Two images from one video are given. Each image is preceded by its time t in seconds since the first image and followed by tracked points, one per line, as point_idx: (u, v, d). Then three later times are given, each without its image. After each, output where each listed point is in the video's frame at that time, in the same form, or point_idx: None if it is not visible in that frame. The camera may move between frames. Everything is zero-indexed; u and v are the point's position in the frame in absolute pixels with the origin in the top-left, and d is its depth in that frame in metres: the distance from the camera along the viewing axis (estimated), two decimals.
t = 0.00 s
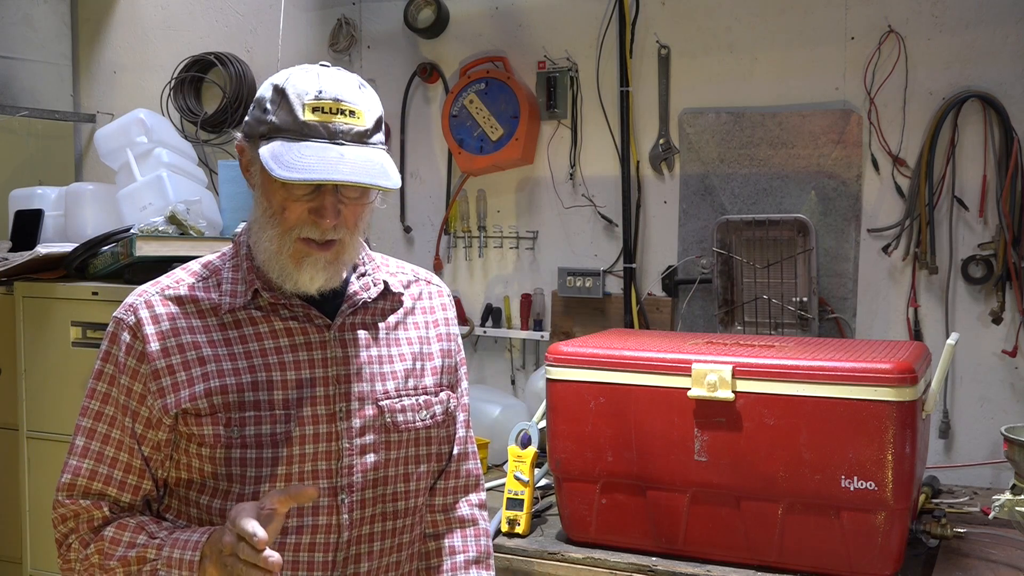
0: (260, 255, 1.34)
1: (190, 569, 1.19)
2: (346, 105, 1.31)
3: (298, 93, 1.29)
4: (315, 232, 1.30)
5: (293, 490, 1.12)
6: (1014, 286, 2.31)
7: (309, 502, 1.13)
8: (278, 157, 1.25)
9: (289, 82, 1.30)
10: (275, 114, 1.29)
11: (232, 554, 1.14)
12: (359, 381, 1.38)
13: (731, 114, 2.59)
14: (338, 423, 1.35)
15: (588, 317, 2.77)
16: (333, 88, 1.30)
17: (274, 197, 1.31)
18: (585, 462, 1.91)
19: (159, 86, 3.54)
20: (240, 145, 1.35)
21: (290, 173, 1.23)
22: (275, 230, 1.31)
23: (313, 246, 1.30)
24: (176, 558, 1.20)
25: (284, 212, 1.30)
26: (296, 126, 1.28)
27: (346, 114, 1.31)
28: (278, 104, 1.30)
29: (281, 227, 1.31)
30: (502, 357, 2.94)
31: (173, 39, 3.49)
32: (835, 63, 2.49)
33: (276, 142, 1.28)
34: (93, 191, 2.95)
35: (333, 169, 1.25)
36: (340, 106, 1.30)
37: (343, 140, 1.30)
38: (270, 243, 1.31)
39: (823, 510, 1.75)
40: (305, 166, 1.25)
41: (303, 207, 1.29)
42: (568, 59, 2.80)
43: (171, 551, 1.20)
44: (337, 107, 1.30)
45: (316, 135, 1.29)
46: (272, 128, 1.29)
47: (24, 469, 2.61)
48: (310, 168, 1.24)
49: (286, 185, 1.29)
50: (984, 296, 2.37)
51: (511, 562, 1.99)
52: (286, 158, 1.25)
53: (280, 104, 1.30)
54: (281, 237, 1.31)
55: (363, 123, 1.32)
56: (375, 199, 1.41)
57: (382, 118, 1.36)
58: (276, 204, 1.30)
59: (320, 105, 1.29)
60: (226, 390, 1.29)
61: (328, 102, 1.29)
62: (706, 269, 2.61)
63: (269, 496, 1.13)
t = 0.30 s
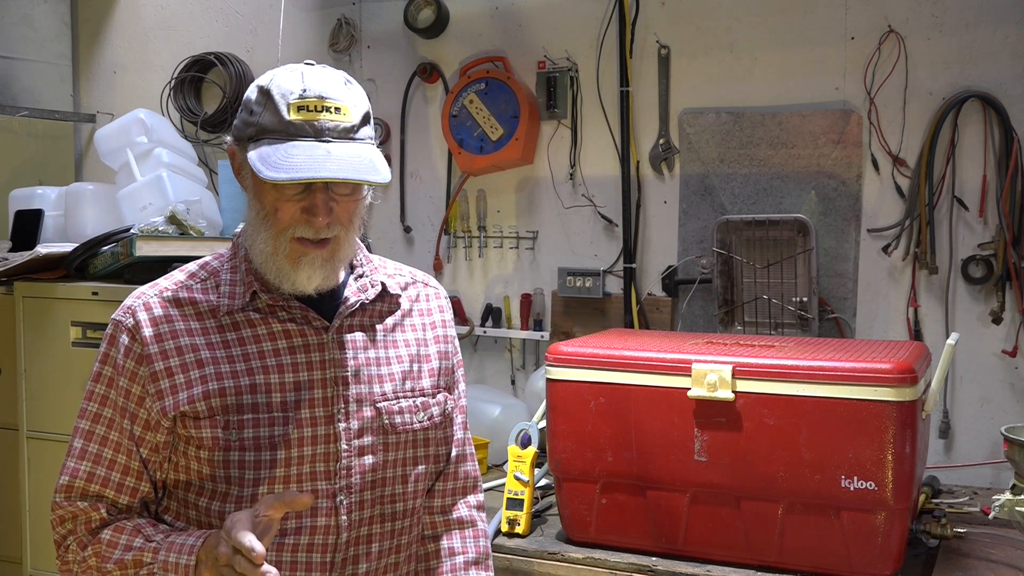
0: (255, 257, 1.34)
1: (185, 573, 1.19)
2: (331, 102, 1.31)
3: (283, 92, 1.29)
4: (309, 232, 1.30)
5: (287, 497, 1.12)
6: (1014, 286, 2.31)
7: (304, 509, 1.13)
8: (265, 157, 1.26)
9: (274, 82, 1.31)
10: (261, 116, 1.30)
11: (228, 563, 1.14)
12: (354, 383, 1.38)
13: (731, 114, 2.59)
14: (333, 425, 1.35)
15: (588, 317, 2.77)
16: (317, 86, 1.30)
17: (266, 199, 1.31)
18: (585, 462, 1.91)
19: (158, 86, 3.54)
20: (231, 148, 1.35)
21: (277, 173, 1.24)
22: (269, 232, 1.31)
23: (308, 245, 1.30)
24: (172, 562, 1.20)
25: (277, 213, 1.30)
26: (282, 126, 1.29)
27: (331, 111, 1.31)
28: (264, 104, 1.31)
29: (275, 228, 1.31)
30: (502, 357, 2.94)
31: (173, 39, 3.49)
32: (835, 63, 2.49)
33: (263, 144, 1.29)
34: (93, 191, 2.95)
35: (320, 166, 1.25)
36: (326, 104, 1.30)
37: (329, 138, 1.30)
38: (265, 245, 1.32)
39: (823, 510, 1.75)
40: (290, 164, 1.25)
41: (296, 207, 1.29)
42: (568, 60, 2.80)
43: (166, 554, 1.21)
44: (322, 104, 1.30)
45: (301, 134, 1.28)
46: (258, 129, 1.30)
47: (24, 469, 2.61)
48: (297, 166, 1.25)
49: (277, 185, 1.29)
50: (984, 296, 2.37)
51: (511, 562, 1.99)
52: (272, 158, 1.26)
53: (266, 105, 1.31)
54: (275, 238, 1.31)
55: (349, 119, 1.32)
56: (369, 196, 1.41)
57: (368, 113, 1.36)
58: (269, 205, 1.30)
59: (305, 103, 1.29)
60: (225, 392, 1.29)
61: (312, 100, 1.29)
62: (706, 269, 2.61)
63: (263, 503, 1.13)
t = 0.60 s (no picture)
0: (248, 259, 1.35)
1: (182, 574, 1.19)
2: (311, 98, 1.30)
3: (262, 91, 1.30)
4: (300, 229, 1.30)
5: (285, 502, 1.12)
6: (1014, 286, 2.32)
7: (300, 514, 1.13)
8: (248, 156, 1.27)
9: (254, 82, 1.31)
10: (243, 117, 1.31)
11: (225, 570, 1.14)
12: (351, 384, 1.38)
13: (731, 114, 2.59)
14: (327, 425, 1.35)
15: (588, 317, 2.77)
16: (296, 83, 1.30)
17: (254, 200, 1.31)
18: (585, 462, 1.91)
19: (158, 86, 3.54)
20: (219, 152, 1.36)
21: (259, 171, 1.25)
22: (259, 233, 1.32)
23: (299, 242, 1.31)
24: (170, 562, 1.20)
25: (266, 213, 1.31)
26: (264, 125, 1.29)
27: (312, 107, 1.30)
28: (245, 106, 1.31)
29: (265, 228, 1.31)
30: (502, 357, 2.94)
31: (173, 39, 3.49)
32: (835, 63, 2.49)
33: (246, 144, 1.29)
34: (93, 192, 2.95)
35: (302, 162, 1.26)
36: (306, 100, 1.30)
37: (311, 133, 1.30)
38: (257, 246, 1.32)
39: (823, 510, 1.75)
40: (272, 162, 1.25)
41: (284, 207, 1.30)
42: (568, 60, 2.80)
43: (165, 556, 1.21)
44: (302, 101, 1.30)
45: (282, 132, 1.29)
46: (241, 131, 1.30)
47: (24, 469, 2.61)
48: (278, 163, 1.25)
49: (264, 185, 1.30)
50: (984, 296, 2.38)
51: (511, 562, 1.99)
52: (254, 157, 1.27)
53: (248, 106, 1.31)
54: (266, 238, 1.31)
55: (330, 113, 1.32)
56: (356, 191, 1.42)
57: (350, 106, 1.35)
58: (258, 206, 1.31)
59: (284, 101, 1.29)
60: (222, 393, 1.29)
61: (292, 97, 1.29)
62: (706, 269, 2.61)
63: (260, 507, 1.13)
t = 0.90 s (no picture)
0: (244, 254, 1.36)
1: None
2: (309, 89, 1.31)
3: (258, 84, 1.30)
4: (300, 220, 1.32)
5: (291, 503, 1.13)
6: (1014, 285, 2.31)
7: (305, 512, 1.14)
8: (249, 147, 1.27)
9: (248, 78, 1.31)
10: (241, 110, 1.31)
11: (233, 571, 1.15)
12: (349, 377, 1.39)
13: (731, 114, 2.59)
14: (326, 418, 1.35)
15: (588, 317, 2.77)
16: (293, 75, 1.31)
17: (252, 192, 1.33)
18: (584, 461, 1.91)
19: (158, 87, 3.54)
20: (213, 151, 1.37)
21: (262, 160, 1.25)
22: (259, 225, 1.33)
23: (298, 234, 1.33)
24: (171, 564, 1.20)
25: (266, 205, 1.33)
26: (264, 116, 1.29)
27: (310, 98, 1.31)
28: (242, 101, 1.31)
29: (265, 220, 1.33)
30: (502, 357, 2.94)
31: (173, 39, 3.49)
32: (835, 63, 2.49)
33: (246, 135, 1.29)
34: (93, 192, 2.95)
35: (306, 148, 1.26)
36: (304, 91, 1.31)
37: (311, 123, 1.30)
38: (255, 239, 1.33)
39: (823, 510, 1.75)
40: (275, 151, 1.25)
41: (284, 198, 1.32)
42: (568, 59, 2.80)
43: (167, 555, 1.21)
44: (300, 92, 1.31)
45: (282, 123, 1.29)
46: (241, 124, 1.30)
47: (23, 469, 2.61)
48: (282, 151, 1.25)
49: (262, 177, 1.32)
50: (984, 296, 2.38)
51: (511, 562, 1.99)
52: (256, 147, 1.26)
53: (245, 100, 1.31)
54: (265, 231, 1.33)
55: (327, 104, 1.33)
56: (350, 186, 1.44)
57: (345, 100, 1.37)
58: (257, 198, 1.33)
59: (283, 93, 1.30)
60: (223, 385, 1.29)
61: (290, 89, 1.30)
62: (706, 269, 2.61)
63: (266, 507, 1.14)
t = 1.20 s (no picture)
0: (252, 236, 1.38)
1: None
2: (338, 85, 1.39)
3: (290, 72, 1.35)
4: (315, 207, 1.36)
5: (284, 512, 1.10)
6: (1014, 286, 2.31)
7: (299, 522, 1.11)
8: (284, 124, 1.30)
9: (277, 66, 1.36)
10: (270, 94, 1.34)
11: None
12: (350, 369, 1.43)
13: (731, 114, 2.59)
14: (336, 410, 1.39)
15: (588, 317, 2.77)
16: (324, 72, 1.39)
17: (270, 174, 1.36)
18: (585, 461, 1.91)
19: (159, 87, 3.54)
20: (227, 137, 1.40)
21: (302, 136, 1.29)
22: (272, 209, 1.36)
23: (310, 222, 1.37)
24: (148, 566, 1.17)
25: (282, 188, 1.35)
26: (296, 100, 1.33)
27: (339, 93, 1.39)
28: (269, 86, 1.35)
29: (279, 204, 1.36)
30: (502, 357, 2.94)
31: (173, 39, 3.49)
32: (835, 63, 2.49)
33: (277, 114, 1.32)
34: (93, 191, 2.95)
35: (341, 132, 1.32)
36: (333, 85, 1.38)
37: (340, 113, 1.36)
38: (267, 221, 1.36)
39: (823, 510, 1.75)
40: (314, 130, 1.30)
41: (302, 184, 1.35)
42: (568, 59, 2.80)
43: (140, 562, 1.18)
44: (331, 85, 1.37)
45: (314, 107, 1.34)
46: (268, 104, 1.33)
47: (24, 469, 2.61)
48: (320, 130, 1.30)
49: (283, 161, 1.35)
50: (984, 296, 2.38)
51: (511, 562, 1.99)
52: (293, 124, 1.30)
53: (274, 86, 1.35)
54: (278, 215, 1.36)
55: (353, 102, 1.40)
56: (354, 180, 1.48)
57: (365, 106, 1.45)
58: (273, 181, 1.36)
59: (315, 83, 1.36)
60: (235, 379, 1.31)
61: (322, 81, 1.37)
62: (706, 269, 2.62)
63: (252, 518, 1.10)
